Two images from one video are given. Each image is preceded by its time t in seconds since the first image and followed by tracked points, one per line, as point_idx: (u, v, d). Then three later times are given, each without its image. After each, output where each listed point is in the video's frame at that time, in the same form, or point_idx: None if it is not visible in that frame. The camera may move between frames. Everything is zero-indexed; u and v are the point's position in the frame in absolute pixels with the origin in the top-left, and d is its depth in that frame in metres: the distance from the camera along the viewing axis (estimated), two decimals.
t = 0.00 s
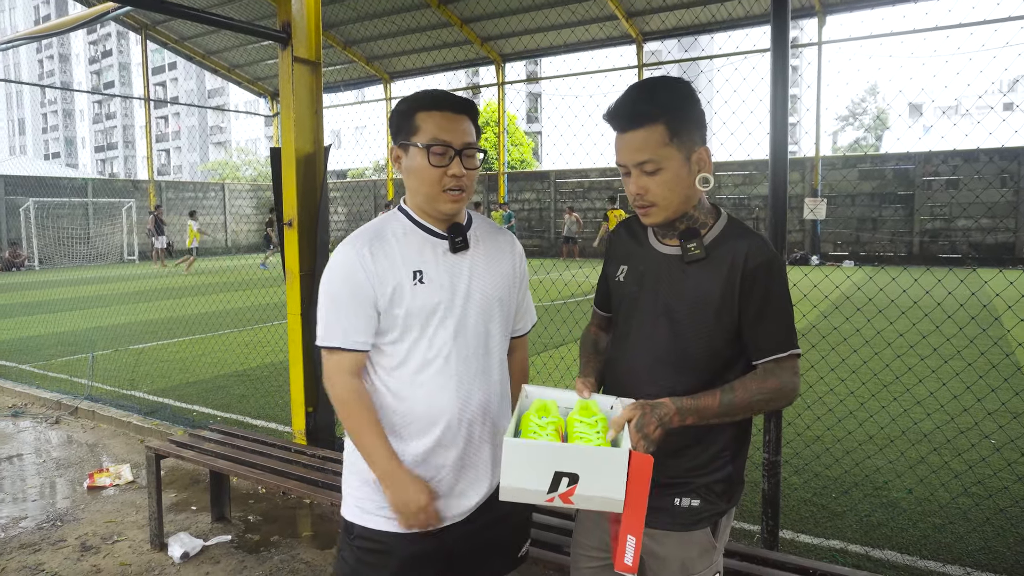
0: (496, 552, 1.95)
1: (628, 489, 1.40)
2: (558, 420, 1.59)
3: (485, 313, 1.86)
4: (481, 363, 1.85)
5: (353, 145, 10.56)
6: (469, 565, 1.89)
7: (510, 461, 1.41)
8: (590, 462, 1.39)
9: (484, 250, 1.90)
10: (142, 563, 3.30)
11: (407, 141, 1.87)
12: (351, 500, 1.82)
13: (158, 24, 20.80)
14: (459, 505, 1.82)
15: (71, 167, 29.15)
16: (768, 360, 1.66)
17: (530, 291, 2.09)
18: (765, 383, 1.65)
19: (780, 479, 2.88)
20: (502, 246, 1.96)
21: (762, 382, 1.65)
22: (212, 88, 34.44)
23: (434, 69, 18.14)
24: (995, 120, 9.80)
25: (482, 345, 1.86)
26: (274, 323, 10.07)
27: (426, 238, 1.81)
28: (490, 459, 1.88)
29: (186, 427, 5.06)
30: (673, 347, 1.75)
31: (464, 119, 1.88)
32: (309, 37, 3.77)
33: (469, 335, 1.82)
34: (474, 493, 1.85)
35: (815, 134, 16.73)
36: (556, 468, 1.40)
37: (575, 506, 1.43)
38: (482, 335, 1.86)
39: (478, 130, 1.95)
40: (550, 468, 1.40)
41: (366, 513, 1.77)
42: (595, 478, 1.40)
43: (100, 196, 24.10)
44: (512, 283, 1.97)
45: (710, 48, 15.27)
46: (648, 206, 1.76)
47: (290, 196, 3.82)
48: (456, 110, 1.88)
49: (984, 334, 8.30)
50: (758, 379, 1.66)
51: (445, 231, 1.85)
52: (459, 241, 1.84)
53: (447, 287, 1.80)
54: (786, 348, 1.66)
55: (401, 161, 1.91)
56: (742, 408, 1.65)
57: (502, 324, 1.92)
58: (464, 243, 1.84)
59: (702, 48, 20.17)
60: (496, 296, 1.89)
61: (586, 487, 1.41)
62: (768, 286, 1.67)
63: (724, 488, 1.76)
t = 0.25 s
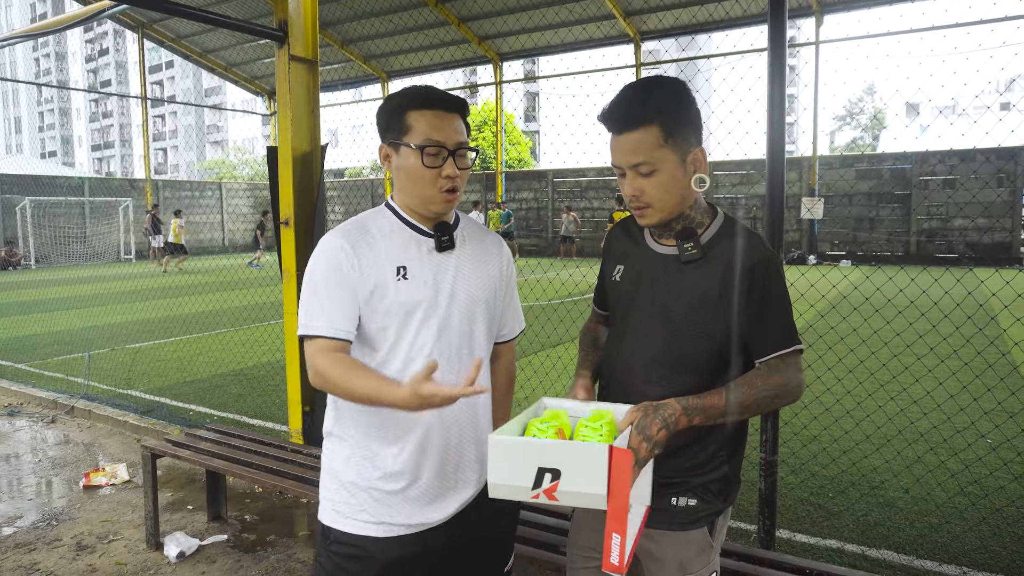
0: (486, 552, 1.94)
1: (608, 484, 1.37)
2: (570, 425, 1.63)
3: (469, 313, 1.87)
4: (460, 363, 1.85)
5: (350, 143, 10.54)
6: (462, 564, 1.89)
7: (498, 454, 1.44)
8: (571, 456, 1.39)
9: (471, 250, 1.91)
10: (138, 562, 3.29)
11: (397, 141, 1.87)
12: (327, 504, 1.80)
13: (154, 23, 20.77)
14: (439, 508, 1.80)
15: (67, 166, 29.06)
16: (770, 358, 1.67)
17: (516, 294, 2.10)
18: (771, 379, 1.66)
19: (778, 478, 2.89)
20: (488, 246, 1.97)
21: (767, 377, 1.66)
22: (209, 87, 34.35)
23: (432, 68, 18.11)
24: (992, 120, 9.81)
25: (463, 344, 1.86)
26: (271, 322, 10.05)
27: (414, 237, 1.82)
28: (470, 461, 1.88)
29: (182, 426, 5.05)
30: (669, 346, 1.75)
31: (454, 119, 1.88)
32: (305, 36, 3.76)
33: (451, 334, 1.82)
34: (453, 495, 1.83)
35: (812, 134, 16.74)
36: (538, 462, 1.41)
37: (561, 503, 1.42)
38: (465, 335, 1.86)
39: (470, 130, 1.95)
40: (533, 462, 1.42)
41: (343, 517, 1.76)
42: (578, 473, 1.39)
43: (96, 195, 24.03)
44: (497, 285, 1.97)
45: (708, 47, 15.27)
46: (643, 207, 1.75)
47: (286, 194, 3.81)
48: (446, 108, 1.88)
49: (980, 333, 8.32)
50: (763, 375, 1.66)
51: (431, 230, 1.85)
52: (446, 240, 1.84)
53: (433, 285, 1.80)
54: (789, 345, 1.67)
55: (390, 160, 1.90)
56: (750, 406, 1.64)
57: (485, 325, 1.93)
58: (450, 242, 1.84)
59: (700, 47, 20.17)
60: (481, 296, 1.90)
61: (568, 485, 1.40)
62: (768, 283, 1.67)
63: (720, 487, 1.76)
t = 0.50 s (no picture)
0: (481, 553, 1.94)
1: (581, 476, 1.37)
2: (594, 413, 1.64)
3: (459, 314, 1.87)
4: (449, 363, 1.84)
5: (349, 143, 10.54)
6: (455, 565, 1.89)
7: (496, 434, 1.52)
8: (551, 441, 1.42)
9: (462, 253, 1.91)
10: (133, 564, 3.28)
11: (393, 140, 1.86)
12: (313, 510, 1.79)
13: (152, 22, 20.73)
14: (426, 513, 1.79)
15: (65, 165, 28.99)
16: (769, 356, 1.65)
17: (502, 298, 2.10)
18: (777, 375, 1.63)
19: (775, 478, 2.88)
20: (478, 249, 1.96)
21: (771, 375, 1.63)
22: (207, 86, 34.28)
23: (430, 67, 18.06)
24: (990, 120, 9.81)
25: (452, 346, 1.85)
26: (268, 322, 10.03)
27: (408, 236, 1.82)
28: (457, 466, 1.87)
29: (179, 427, 5.04)
30: (669, 344, 1.74)
31: (448, 119, 1.88)
32: (302, 36, 3.75)
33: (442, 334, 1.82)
34: (440, 500, 1.82)
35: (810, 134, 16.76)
36: (524, 443, 1.48)
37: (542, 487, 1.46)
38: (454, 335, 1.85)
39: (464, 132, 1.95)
40: (519, 443, 1.48)
41: (331, 523, 1.75)
42: (557, 462, 1.41)
43: (94, 194, 24.01)
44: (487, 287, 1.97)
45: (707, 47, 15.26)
46: (639, 208, 1.75)
47: (283, 195, 3.80)
48: (443, 110, 1.88)
49: (977, 333, 8.32)
50: (768, 372, 1.64)
51: (425, 230, 1.86)
52: (439, 241, 1.85)
53: (426, 283, 1.78)
54: (792, 342, 1.65)
55: (384, 159, 1.89)
56: (754, 403, 1.61)
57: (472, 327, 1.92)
58: (442, 243, 1.85)
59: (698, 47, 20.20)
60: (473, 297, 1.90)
61: (549, 469, 1.43)
62: (767, 282, 1.66)
63: (717, 488, 1.76)
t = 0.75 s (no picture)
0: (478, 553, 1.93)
1: (577, 476, 1.37)
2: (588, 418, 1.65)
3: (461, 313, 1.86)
4: (451, 362, 1.83)
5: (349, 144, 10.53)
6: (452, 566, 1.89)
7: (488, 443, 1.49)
8: (546, 445, 1.41)
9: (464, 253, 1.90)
10: (130, 565, 3.27)
11: (395, 140, 1.85)
12: (314, 508, 1.78)
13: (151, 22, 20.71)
14: (426, 508, 1.78)
15: (63, 166, 28.97)
16: (767, 359, 1.65)
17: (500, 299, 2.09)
18: (768, 378, 1.64)
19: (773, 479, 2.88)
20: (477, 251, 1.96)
21: (765, 377, 1.64)
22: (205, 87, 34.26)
23: (429, 67, 18.06)
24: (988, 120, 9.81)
25: (454, 345, 1.85)
26: (266, 322, 10.02)
27: (411, 236, 1.81)
28: (458, 463, 1.86)
29: (176, 427, 5.03)
30: (670, 344, 1.73)
31: (451, 120, 1.88)
32: (300, 36, 3.74)
33: (445, 334, 1.82)
34: (441, 496, 1.81)
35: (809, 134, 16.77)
36: (519, 449, 1.45)
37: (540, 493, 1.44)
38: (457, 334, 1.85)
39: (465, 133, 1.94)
40: (514, 449, 1.46)
41: (334, 521, 1.74)
42: (553, 464, 1.40)
43: (92, 195, 24.00)
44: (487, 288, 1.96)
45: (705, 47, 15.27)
46: (636, 208, 1.74)
47: (280, 195, 3.78)
48: (446, 111, 1.88)
49: (976, 333, 8.31)
50: (761, 374, 1.64)
51: (428, 230, 1.85)
52: (441, 241, 1.84)
53: (430, 282, 1.78)
54: (787, 345, 1.65)
55: (387, 158, 1.88)
56: (748, 405, 1.61)
57: (473, 327, 1.92)
58: (445, 242, 1.84)
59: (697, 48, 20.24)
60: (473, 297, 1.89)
61: (546, 473, 1.41)
62: (767, 283, 1.66)
63: (714, 489, 1.75)
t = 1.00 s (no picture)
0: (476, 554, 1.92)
1: (581, 481, 1.36)
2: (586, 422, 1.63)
3: (468, 313, 1.85)
4: (457, 363, 1.83)
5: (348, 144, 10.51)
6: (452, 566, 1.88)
7: (487, 450, 1.47)
8: (548, 450, 1.39)
9: (470, 254, 1.89)
10: (129, 567, 3.26)
11: (402, 139, 1.85)
12: (322, 499, 1.78)
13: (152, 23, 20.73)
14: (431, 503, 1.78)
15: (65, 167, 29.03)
16: (767, 359, 1.64)
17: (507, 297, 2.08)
18: (768, 378, 1.63)
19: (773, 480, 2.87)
20: (482, 249, 1.95)
21: (765, 377, 1.63)
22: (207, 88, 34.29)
23: (430, 68, 18.05)
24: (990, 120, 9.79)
25: (460, 345, 1.83)
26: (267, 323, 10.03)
27: (417, 235, 1.80)
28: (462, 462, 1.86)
29: (176, 428, 5.03)
30: (669, 344, 1.72)
31: (460, 120, 1.86)
32: (299, 36, 3.73)
33: (452, 334, 1.81)
34: (444, 493, 1.81)
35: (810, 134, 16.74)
36: (520, 455, 1.43)
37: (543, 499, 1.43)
38: (465, 334, 1.84)
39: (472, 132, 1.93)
40: (515, 456, 1.44)
41: (340, 513, 1.74)
42: (555, 469, 1.38)
43: (94, 196, 24.04)
44: (493, 286, 1.95)
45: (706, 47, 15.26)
46: (637, 212, 1.73)
47: (280, 196, 3.78)
48: (453, 111, 1.86)
49: (977, 334, 8.30)
50: (761, 374, 1.63)
51: (435, 229, 1.83)
52: (448, 241, 1.82)
53: (437, 283, 1.77)
54: (786, 345, 1.64)
55: (394, 159, 1.88)
56: (748, 405, 1.61)
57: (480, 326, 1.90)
58: (452, 243, 1.82)
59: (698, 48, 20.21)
60: (480, 298, 1.88)
61: (549, 479, 1.40)
62: (766, 284, 1.65)
63: (713, 491, 1.74)
